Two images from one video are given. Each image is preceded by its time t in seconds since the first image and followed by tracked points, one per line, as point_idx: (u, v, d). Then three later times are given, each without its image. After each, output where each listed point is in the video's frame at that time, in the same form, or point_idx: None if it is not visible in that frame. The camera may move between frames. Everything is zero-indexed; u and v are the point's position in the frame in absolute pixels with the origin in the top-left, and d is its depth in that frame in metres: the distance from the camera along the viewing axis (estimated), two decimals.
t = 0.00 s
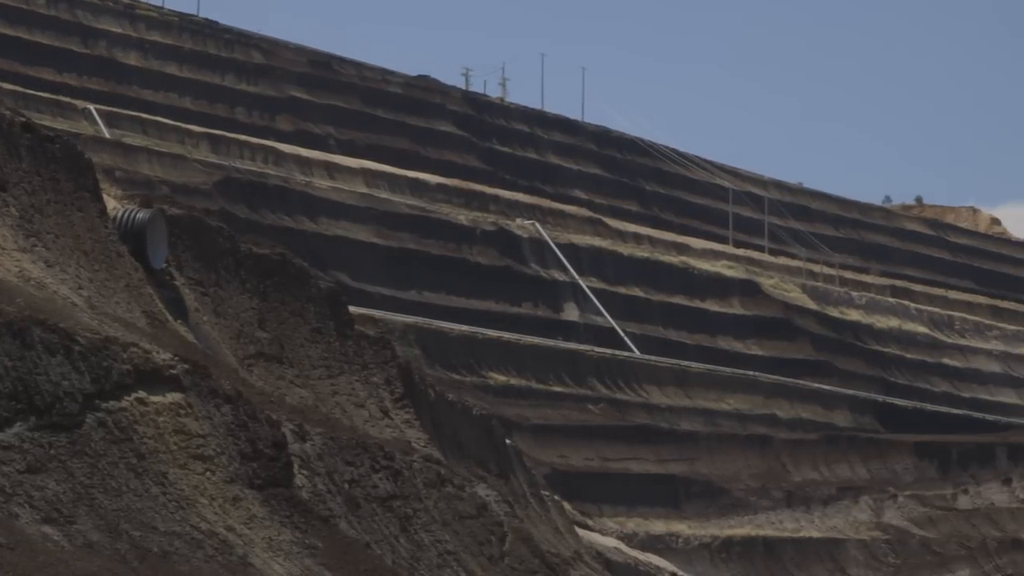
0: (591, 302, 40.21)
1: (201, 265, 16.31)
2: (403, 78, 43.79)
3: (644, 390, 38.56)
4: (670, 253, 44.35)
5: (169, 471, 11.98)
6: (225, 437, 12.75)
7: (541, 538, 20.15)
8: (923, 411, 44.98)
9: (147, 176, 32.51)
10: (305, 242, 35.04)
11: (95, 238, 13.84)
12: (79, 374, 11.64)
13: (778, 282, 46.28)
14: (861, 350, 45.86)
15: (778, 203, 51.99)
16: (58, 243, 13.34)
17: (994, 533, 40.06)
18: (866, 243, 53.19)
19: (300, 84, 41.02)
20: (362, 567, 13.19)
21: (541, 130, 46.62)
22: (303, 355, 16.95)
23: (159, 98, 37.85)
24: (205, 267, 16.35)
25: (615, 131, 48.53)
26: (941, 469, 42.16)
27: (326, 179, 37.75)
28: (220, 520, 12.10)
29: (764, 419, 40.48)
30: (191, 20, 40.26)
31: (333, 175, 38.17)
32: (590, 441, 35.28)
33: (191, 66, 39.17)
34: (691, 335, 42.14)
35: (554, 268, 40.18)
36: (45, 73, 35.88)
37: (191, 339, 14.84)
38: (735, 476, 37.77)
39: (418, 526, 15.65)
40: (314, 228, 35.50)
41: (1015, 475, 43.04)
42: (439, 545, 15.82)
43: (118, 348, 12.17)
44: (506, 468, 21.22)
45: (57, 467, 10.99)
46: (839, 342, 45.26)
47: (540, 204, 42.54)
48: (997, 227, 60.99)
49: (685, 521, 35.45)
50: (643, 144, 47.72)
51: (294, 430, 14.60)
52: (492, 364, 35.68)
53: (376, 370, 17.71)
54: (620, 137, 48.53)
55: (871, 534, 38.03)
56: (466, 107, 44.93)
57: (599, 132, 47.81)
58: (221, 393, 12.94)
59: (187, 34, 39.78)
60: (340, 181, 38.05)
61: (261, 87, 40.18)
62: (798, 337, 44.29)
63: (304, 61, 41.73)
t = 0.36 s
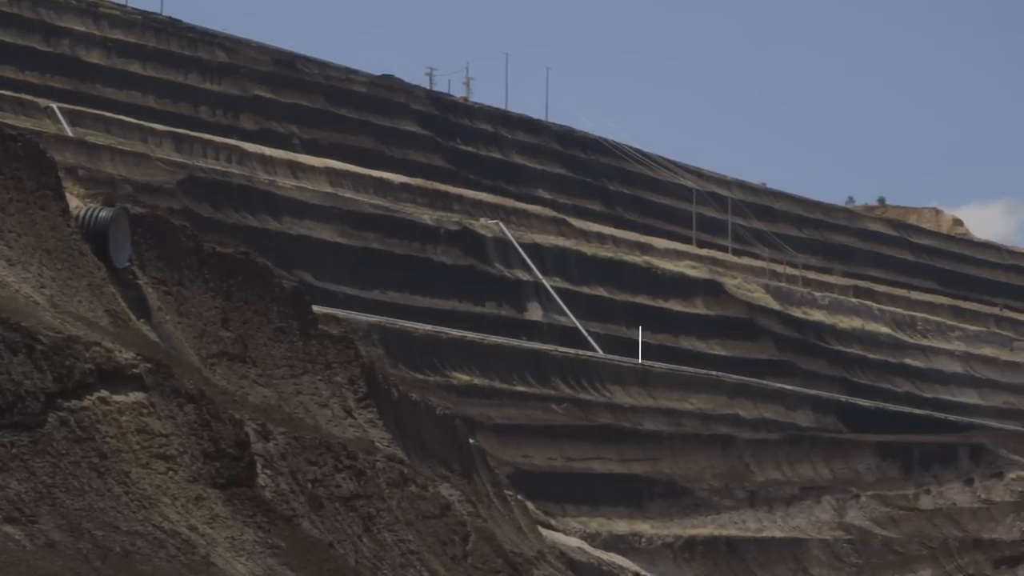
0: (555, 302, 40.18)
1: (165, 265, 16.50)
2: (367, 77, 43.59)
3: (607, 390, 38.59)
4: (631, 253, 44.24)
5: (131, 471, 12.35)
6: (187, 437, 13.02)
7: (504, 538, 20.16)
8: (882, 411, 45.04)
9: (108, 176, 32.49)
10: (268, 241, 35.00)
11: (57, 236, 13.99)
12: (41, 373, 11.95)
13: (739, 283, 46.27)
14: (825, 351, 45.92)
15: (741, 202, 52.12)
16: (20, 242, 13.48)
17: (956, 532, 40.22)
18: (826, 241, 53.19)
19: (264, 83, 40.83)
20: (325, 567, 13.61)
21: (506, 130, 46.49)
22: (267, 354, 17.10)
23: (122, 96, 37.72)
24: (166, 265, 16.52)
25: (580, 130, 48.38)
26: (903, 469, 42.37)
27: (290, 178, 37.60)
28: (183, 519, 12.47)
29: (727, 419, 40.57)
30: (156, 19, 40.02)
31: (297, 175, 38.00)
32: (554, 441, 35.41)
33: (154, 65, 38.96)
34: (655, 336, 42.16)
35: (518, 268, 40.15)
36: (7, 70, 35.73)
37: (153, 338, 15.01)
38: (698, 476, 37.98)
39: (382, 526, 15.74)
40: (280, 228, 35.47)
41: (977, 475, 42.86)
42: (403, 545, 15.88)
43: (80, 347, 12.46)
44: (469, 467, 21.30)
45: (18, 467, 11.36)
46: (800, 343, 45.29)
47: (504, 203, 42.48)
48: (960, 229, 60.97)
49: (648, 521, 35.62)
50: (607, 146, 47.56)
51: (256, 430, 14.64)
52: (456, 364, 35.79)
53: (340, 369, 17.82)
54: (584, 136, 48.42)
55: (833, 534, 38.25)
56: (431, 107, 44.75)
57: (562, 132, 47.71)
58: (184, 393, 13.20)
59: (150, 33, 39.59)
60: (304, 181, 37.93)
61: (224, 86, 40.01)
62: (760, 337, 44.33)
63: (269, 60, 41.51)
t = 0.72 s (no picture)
0: (526, 302, 39.68)
1: (134, 263, 17.08)
2: (339, 74, 42.04)
3: (578, 390, 38.62)
4: (601, 250, 41.86)
5: (100, 470, 13.19)
6: (157, 436, 13.86)
7: (475, 538, 20.22)
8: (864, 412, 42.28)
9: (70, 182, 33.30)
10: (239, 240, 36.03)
11: (27, 235, 14.56)
12: (10, 372, 12.75)
13: (717, 279, 42.99)
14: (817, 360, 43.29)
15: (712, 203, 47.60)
16: None
17: (925, 533, 40.14)
18: (813, 245, 49.28)
19: (234, 82, 40.00)
20: (295, 566, 14.40)
21: (476, 129, 44.08)
22: (236, 353, 17.83)
23: (89, 95, 37.95)
24: (136, 264, 17.08)
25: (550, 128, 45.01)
26: (872, 469, 41.60)
27: (258, 178, 37.11)
28: (153, 518, 13.29)
29: (697, 420, 40.21)
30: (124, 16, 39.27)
31: (267, 173, 37.36)
32: (523, 442, 36.66)
33: (123, 64, 38.68)
34: (627, 337, 41.02)
35: (489, 267, 39.70)
36: None
37: (124, 337, 15.56)
38: (667, 476, 38.70)
39: (351, 525, 16.53)
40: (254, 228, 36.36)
41: (947, 476, 41.39)
42: (372, 544, 16.71)
43: (49, 347, 13.28)
44: (438, 468, 21.32)
45: None
46: (778, 346, 43.06)
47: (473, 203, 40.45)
48: (927, 229, 61.47)
49: (617, 520, 36.86)
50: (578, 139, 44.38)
51: (226, 429, 15.24)
52: (426, 364, 36.14)
53: (309, 369, 18.67)
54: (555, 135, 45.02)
55: (803, 534, 38.52)
56: (402, 107, 42.68)
57: (534, 131, 44.62)
58: (153, 392, 14.08)
59: (120, 31, 38.91)
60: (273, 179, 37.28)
61: (194, 85, 39.45)
62: (735, 338, 42.39)
63: (238, 58, 40.41)
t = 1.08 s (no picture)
0: (505, 303, 39.55)
1: (111, 262, 17.27)
2: (316, 73, 41.88)
3: (556, 390, 38.76)
4: (579, 250, 41.58)
5: (78, 469, 13.43)
6: (134, 435, 14.16)
7: (453, 538, 20.24)
8: (841, 411, 42.64)
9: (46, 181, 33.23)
10: (218, 240, 36.16)
11: (4, 233, 14.89)
12: None
13: (695, 278, 42.92)
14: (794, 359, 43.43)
15: (691, 203, 47.53)
16: None
17: (902, 532, 40.27)
18: (791, 245, 49.38)
19: (212, 81, 39.87)
20: (273, 566, 14.56)
21: (454, 128, 44.00)
22: (214, 352, 17.86)
23: (67, 93, 37.77)
24: (114, 263, 17.30)
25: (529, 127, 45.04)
26: (849, 469, 41.74)
27: (236, 177, 36.88)
28: (130, 518, 13.46)
29: (676, 420, 40.40)
30: (102, 13, 39.07)
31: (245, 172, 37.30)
32: (502, 441, 36.68)
33: (100, 62, 38.53)
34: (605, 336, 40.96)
35: (467, 267, 39.58)
36: None
37: (101, 336, 15.74)
38: (646, 475, 38.76)
39: (329, 525, 16.56)
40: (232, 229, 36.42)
41: (924, 476, 41.72)
42: (350, 544, 16.74)
43: (26, 346, 13.64)
44: (417, 467, 21.31)
45: None
46: (756, 346, 43.17)
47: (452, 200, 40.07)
48: (904, 229, 61.62)
49: (595, 519, 36.88)
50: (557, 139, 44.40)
51: (203, 429, 15.35)
52: (404, 363, 36.12)
53: (287, 368, 18.75)
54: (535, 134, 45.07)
55: (780, 533, 38.67)
56: (380, 107, 42.58)
57: (512, 130, 44.56)
58: (130, 392, 14.39)
59: (98, 30, 38.72)
60: (252, 178, 37.08)
61: (171, 84, 39.28)
62: (713, 337, 42.52)
63: (216, 57, 40.26)
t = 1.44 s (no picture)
0: (486, 302, 39.54)
1: (92, 262, 17.29)
2: (298, 73, 41.73)
3: (537, 389, 38.77)
4: (562, 250, 41.86)
5: (59, 468, 13.73)
6: (116, 435, 14.33)
7: (435, 538, 20.25)
8: (822, 412, 42.85)
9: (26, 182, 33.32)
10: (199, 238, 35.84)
11: None
12: None
13: (677, 279, 43.25)
14: (775, 359, 43.38)
15: (673, 203, 47.60)
16: None
17: (884, 533, 40.58)
18: (773, 245, 49.48)
19: (194, 81, 39.73)
20: (254, 566, 14.58)
21: (436, 128, 43.92)
22: (195, 352, 17.88)
23: (49, 93, 37.76)
24: (96, 262, 17.35)
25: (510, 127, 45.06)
26: (830, 469, 41.80)
27: (218, 177, 36.92)
28: (111, 518, 13.71)
29: (657, 420, 40.40)
30: (84, 14, 38.95)
31: (227, 173, 37.18)
32: (482, 441, 36.77)
33: (82, 63, 38.42)
34: (587, 335, 40.98)
35: (449, 267, 39.61)
36: None
37: (83, 335, 15.76)
38: (628, 475, 38.80)
39: (311, 525, 16.58)
40: (212, 231, 36.13)
41: (905, 476, 41.80)
42: (331, 544, 16.76)
43: (8, 346, 14.02)
44: (399, 467, 21.34)
45: None
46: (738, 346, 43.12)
47: (434, 202, 40.55)
48: (886, 229, 61.83)
49: (576, 519, 36.93)
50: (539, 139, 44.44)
51: (186, 428, 15.39)
52: (385, 363, 36.14)
53: (269, 368, 18.71)
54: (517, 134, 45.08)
55: (762, 533, 38.77)
56: (362, 106, 42.49)
57: (494, 129, 44.61)
58: (111, 391, 14.56)
59: (80, 30, 38.65)
60: (234, 180, 37.14)
61: (153, 83, 39.15)
62: (695, 338, 42.44)
63: (197, 56, 40.13)
